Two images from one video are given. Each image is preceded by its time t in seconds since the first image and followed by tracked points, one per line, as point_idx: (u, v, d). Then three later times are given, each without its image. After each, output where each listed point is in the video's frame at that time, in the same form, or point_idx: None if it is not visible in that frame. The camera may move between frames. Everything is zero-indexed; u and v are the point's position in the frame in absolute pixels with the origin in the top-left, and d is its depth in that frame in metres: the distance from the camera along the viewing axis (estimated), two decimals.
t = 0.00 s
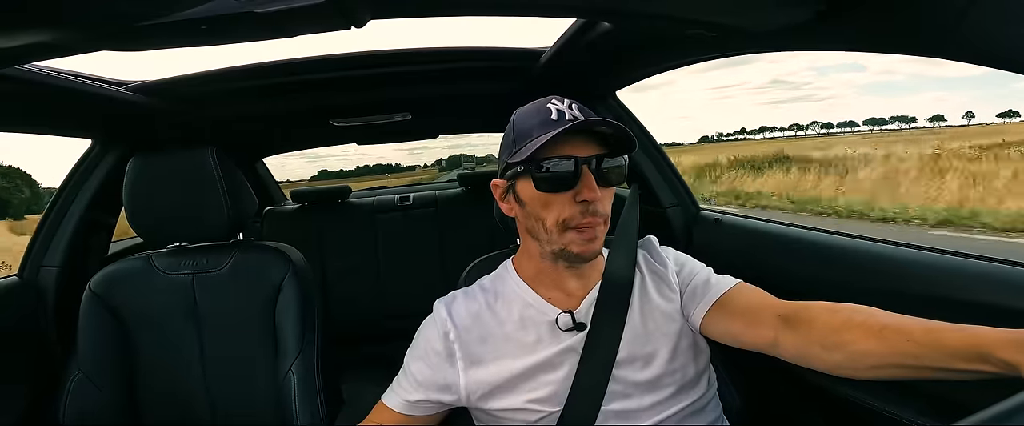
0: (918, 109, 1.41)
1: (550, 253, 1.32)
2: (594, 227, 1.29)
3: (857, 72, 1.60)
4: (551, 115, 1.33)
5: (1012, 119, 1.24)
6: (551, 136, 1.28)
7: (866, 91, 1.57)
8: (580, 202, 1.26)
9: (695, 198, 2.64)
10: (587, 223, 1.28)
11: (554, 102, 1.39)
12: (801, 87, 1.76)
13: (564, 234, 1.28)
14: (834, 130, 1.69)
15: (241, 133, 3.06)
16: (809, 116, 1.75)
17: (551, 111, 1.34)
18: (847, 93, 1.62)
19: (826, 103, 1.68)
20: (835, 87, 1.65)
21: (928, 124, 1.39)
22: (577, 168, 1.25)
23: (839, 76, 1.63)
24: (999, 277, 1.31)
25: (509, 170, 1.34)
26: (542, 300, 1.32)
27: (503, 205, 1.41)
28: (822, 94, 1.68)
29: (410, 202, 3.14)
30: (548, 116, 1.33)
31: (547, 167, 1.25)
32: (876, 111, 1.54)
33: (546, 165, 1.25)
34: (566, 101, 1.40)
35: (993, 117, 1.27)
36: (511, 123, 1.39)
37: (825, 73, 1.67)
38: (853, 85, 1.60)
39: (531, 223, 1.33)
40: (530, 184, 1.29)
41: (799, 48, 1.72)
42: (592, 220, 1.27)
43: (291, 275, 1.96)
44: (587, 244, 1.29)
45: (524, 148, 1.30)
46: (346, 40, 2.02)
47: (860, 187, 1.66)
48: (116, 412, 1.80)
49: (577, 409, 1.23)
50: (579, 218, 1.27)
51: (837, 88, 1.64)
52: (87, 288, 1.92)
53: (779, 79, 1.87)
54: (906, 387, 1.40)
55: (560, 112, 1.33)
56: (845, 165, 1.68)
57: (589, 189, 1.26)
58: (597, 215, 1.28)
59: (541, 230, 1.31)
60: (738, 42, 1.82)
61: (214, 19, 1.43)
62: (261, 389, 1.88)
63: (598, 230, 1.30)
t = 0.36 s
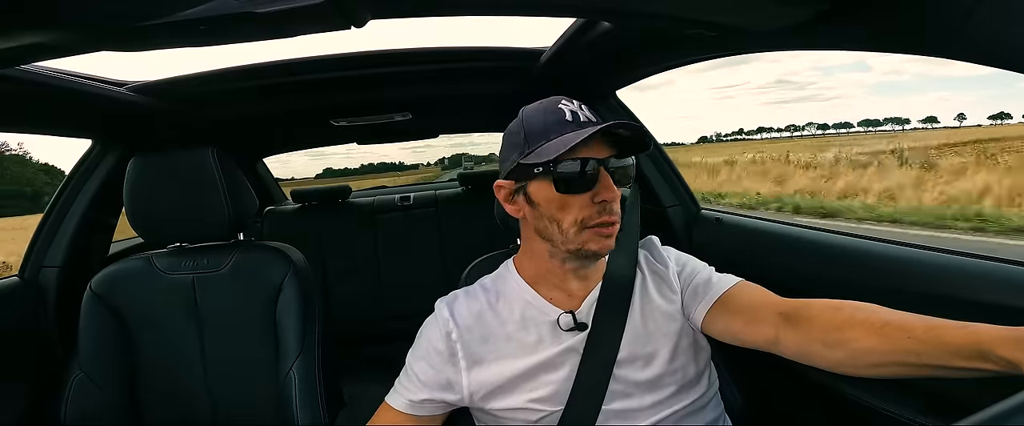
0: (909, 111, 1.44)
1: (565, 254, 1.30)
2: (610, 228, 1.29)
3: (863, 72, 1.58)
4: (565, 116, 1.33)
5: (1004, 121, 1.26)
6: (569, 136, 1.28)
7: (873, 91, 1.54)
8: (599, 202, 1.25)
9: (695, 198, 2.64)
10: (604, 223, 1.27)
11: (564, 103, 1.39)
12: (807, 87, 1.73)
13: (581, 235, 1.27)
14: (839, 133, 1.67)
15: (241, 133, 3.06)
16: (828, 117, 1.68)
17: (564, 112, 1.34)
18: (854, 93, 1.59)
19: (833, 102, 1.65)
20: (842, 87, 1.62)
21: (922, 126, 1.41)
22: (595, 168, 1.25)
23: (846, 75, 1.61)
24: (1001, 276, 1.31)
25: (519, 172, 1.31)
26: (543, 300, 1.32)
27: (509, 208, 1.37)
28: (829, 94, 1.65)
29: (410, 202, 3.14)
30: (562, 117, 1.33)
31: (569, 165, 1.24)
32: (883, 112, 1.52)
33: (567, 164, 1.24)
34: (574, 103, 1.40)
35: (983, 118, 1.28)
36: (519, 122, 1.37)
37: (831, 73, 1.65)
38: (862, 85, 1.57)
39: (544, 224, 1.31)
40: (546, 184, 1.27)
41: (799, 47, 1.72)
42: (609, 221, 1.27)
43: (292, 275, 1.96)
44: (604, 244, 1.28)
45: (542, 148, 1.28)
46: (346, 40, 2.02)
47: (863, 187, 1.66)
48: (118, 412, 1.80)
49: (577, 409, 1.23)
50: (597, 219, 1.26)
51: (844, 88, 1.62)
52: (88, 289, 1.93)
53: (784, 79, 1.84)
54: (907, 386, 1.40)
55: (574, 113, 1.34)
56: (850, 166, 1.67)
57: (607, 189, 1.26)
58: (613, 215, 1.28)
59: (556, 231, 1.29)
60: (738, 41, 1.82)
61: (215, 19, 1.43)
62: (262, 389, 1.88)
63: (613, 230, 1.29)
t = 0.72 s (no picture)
0: (902, 111, 1.46)
1: (560, 258, 1.30)
2: (603, 231, 1.28)
3: (862, 72, 1.59)
4: (551, 119, 1.33)
5: (992, 122, 1.28)
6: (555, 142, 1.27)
7: (872, 91, 1.54)
8: (588, 208, 1.25)
9: (695, 198, 2.64)
10: (596, 227, 1.27)
11: (551, 103, 1.39)
12: (808, 86, 1.74)
13: (573, 241, 1.27)
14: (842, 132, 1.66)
15: (241, 133, 3.06)
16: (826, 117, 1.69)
17: (550, 115, 1.34)
18: (853, 93, 1.59)
19: (834, 102, 1.65)
20: (842, 86, 1.63)
21: (913, 126, 1.44)
22: (584, 173, 1.24)
23: (845, 75, 1.62)
24: (1000, 276, 1.31)
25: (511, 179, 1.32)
26: (543, 299, 1.33)
27: (506, 213, 1.38)
28: (829, 94, 1.66)
29: (410, 202, 3.14)
30: (547, 121, 1.32)
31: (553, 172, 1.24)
32: (882, 112, 1.52)
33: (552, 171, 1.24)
34: (563, 102, 1.40)
35: (972, 120, 1.30)
36: (509, 129, 1.38)
37: (833, 72, 1.66)
38: (860, 85, 1.57)
39: (538, 230, 1.31)
40: (535, 192, 1.27)
41: (798, 47, 1.72)
42: (600, 225, 1.27)
43: (292, 274, 1.96)
44: (597, 247, 1.28)
45: (529, 155, 1.28)
46: (347, 40, 2.02)
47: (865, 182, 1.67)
48: (117, 412, 1.80)
49: (577, 408, 1.23)
50: (588, 224, 1.26)
51: (843, 87, 1.62)
52: (88, 288, 1.92)
53: (785, 78, 1.85)
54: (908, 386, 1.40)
55: (559, 116, 1.33)
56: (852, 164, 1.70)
57: (595, 194, 1.25)
58: (605, 219, 1.27)
59: (549, 236, 1.29)
60: (738, 41, 1.82)
61: (216, 18, 1.43)
62: (262, 388, 1.88)
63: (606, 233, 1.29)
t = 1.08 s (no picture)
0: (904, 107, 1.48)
1: (542, 262, 1.33)
2: (581, 237, 1.30)
3: (863, 68, 1.59)
4: (529, 125, 1.32)
5: (981, 119, 1.32)
6: (530, 150, 1.28)
7: (876, 88, 1.56)
8: (563, 216, 1.27)
9: (695, 198, 2.63)
10: (573, 233, 1.29)
11: (534, 107, 1.38)
12: (809, 83, 1.75)
13: (551, 247, 1.29)
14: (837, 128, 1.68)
15: (241, 133, 3.06)
16: (819, 112, 1.71)
17: (529, 120, 1.33)
18: (855, 89, 1.60)
19: (834, 98, 1.66)
20: (843, 82, 1.63)
21: (904, 124, 1.48)
22: (558, 181, 1.26)
23: (848, 71, 1.63)
24: (1000, 276, 1.30)
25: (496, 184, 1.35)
26: (543, 300, 1.33)
27: (496, 214, 1.42)
28: (830, 90, 1.67)
29: (410, 202, 3.14)
30: (525, 127, 1.32)
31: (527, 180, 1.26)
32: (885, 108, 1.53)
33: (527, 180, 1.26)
34: (545, 105, 1.38)
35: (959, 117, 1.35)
36: (495, 134, 1.40)
37: (833, 69, 1.67)
38: (863, 81, 1.59)
39: (522, 233, 1.34)
40: (513, 198, 1.29)
41: (798, 46, 1.72)
42: (577, 232, 1.28)
43: (292, 275, 1.96)
44: (576, 253, 1.30)
45: (506, 163, 1.30)
46: (346, 40, 2.02)
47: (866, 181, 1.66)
48: (117, 412, 1.80)
49: (577, 408, 1.23)
50: (564, 231, 1.28)
51: (846, 84, 1.63)
52: (87, 288, 1.92)
53: (786, 75, 1.85)
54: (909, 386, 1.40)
55: (538, 120, 1.32)
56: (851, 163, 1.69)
57: (570, 201, 1.26)
58: (582, 226, 1.29)
59: (530, 240, 1.32)
60: (738, 41, 1.82)
61: (217, 19, 1.43)
62: (262, 388, 1.88)
63: (586, 239, 1.30)
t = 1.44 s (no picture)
0: (902, 102, 1.47)
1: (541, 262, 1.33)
2: (578, 235, 1.30)
3: (858, 65, 1.59)
4: (519, 127, 1.31)
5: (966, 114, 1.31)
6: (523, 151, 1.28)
7: (872, 83, 1.55)
8: (559, 214, 1.27)
9: (695, 198, 2.63)
10: (570, 232, 1.29)
11: (524, 109, 1.37)
12: (807, 79, 1.75)
13: (548, 247, 1.29)
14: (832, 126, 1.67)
15: (241, 133, 3.06)
16: (813, 111, 1.72)
17: (520, 122, 1.32)
18: (852, 86, 1.60)
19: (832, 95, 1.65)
20: (840, 79, 1.63)
21: (891, 121, 1.51)
22: (552, 180, 1.26)
23: (843, 68, 1.63)
24: (999, 276, 1.30)
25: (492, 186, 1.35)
26: (544, 300, 1.33)
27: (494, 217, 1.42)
28: (827, 87, 1.66)
29: (410, 202, 3.14)
30: (516, 129, 1.31)
31: (523, 181, 1.26)
32: (884, 105, 1.52)
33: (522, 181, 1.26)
34: (536, 106, 1.37)
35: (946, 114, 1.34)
36: (489, 137, 1.40)
37: (831, 66, 1.67)
38: (858, 77, 1.59)
39: (520, 234, 1.34)
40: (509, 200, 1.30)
41: (797, 47, 1.72)
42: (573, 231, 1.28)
43: (292, 275, 1.96)
44: (575, 251, 1.29)
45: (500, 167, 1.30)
46: (346, 39, 2.02)
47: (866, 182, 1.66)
48: (116, 412, 1.80)
49: (576, 409, 1.23)
50: (562, 230, 1.28)
51: (842, 80, 1.63)
52: (87, 288, 1.92)
53: (784, 70, 1.87)
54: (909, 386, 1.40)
55: (528, 122, 1.31)
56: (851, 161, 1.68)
57: (565, 200, 1.26)
58: (578, 224, 1.28)
59: (528, 242, 1.32)
60: (738, 42, 1.82)
61: (216, 18, 1.43)
62: (261, 388, 1.87)
63: (582, 237, 1.30)
